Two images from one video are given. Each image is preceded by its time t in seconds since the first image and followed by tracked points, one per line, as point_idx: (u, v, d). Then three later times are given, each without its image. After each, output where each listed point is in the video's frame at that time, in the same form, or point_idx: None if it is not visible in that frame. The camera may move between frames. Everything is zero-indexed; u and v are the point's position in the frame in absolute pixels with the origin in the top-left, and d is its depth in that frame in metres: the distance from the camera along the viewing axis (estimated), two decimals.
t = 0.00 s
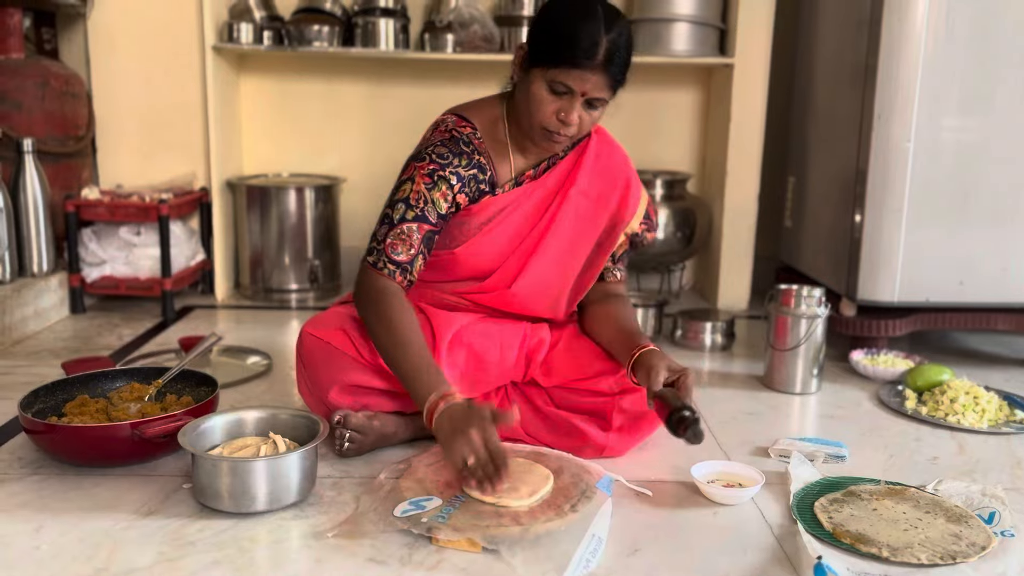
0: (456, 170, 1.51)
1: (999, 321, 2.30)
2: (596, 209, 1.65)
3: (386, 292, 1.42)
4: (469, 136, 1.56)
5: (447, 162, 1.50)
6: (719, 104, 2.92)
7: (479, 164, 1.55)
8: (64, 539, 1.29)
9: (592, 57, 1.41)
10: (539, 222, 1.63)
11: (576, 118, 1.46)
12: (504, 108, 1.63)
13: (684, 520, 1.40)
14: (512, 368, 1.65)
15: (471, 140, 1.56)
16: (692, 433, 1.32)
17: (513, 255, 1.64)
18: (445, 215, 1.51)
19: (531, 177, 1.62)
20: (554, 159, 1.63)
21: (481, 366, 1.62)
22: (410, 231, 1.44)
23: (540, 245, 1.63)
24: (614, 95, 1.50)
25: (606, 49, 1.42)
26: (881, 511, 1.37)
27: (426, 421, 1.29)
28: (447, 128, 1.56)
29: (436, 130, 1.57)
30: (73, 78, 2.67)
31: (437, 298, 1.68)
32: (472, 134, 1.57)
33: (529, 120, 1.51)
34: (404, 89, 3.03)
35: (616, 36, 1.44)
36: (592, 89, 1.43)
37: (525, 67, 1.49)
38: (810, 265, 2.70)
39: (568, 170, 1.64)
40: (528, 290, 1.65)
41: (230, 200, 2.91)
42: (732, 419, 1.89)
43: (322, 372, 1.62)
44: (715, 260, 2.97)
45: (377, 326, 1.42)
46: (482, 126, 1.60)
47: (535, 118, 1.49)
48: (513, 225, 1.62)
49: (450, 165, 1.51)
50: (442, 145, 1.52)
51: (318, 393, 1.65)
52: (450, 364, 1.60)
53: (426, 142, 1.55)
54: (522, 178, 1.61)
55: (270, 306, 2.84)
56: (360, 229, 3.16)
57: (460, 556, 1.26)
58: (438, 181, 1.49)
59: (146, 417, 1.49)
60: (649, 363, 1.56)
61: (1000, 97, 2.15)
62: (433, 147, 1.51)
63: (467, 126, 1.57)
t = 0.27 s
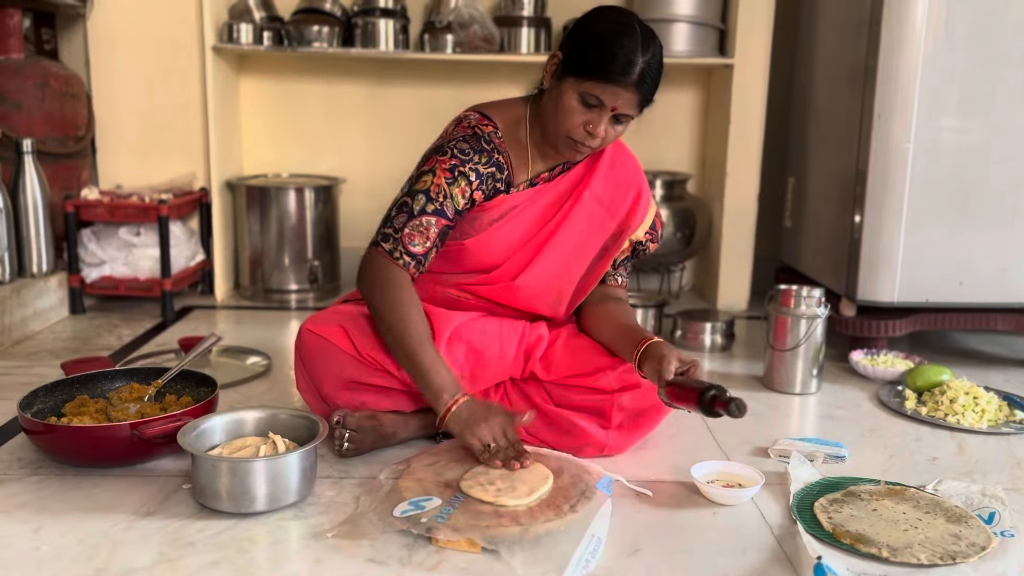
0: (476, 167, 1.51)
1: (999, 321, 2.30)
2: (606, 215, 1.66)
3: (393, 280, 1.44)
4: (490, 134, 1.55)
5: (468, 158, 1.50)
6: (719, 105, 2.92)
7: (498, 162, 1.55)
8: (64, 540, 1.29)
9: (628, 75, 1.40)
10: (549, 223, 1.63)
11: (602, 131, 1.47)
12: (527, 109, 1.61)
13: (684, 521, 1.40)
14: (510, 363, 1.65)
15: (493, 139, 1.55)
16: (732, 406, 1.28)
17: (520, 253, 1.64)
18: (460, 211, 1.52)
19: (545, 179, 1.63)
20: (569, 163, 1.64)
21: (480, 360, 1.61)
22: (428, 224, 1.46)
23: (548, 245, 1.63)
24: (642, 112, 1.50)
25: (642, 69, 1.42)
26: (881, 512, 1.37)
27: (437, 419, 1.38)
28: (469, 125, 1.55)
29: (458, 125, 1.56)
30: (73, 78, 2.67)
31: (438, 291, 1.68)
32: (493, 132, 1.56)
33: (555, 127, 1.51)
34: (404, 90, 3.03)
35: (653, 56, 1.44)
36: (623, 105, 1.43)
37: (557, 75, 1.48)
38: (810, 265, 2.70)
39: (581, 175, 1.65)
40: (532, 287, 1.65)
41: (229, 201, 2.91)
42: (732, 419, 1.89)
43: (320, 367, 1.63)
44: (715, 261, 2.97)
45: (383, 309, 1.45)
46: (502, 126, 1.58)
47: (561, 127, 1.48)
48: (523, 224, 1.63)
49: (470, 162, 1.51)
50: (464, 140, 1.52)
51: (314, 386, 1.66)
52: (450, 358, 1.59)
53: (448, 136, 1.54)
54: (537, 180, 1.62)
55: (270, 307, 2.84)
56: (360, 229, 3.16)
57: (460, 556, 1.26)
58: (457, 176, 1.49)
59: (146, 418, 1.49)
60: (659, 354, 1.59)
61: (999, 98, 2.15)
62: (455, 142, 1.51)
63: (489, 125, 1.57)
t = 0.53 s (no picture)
0: (479, 179, 1.49)
1: (998, 321, 2.30)
2: (607, 218, 1.65)
3: (407, 296, 1.40)
4: (492, 144, 1.54)
5: (470, 170, 1.48)
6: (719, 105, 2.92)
7: (501, 173, 1.54)
8: (63, 540, 1.29)
9: (624, 77, 1.40)
10: (551, 229, 1.63)
11: (599, 134, 1.46)
12: (524, 116, 1.61)
13: (682, 521, 1.40)
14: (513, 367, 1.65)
15: (494, 149, 1.54)
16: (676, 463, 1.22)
17: (523, 259, 1.64)
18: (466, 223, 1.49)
19: (546, 185, 1.62)
20: (569, 167, 1.64)
21: (482, 366, 1.62)
22: (433, 237, 1.42)
23: (551, 250, 1.63)
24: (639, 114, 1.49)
25: (638, 70, 1.41)
26: (880, 512, 1.37)
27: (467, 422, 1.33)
28: (470, 135, 1.53)
29: (458, 136, 1.54)
30: (72, 78, 2.67)
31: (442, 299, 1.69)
32: (494, 142, 1.55)
33: (551, 131, 1.50)
34: (403, 90, 3.03)
35: (649, 56, 1.44)
36: (620, 108, 1.43)
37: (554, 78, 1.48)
38: (809, 266, 2.70)
39: (581, 180, 1.64)
40: (535, 294, 1.66)
41: (229, 201, 2.91)
42: (731, 419, 1.89)
43: (320, 369, 1.62)
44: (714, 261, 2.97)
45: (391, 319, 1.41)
46: (502, 134, 1.57)
47: (557, 130, 1.48)
48: (526, 231, 1.62)
49: (474, 174, 1.48)
50: (465, 152, 1.50)
51: (314, 387, 1.65)
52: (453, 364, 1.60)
53: (448, 148, 1.52)
54: (538, 186, 1.61)
55: (269, 307, 2.84)
56: (359, 229, 3.16)
57: (459, 556, 1.26)
58: (461, 189, 1.46)
59: (145, 418, 1.49)
60: (648, 371, 1.54)
61: (998, 98, 2.15)
62: (457, 154, 1.48)
63: (489, 135, 1.55)
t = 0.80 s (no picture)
0: (464, 180, 1.51)
1: (1000, 322, 2.30)
2: (602, 217, 1.64)
3: (386, 297, 1.43)
4: (478, 145, 1.55)
5: (455, 172, 1.49)
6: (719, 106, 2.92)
7: (488, 174, 1.55)
8: (64, 541, 1.29)
9: (607, 76, 1.39)
10: (546, 230, 1.63)
11: (584, 133, 1.46)
12: (513, 116, 1.62)
13: (684, 522, 1.39)
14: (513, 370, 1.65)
15: (480, 150, 1.55)
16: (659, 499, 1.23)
17: (519, 261, 1.64)
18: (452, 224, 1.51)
19: (539, 186, 1.62)
20: (561, 167, 1.63)
21: (481, 368, 1.62)
22: (413, 240, 1.44)
23: (546, 252, 1.63)
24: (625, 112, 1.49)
25: (621, 68, 1.41)
26: (882, 513, 1.37)
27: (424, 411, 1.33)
28: (455, 137, 1.55)
29: (444, 138, 1.56)
30: (73, 79, 2.67)
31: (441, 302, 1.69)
32: (481, 143, 1.56)
33: (536, 129, 1.51)
34: (403, 90, 3.03)
35: (633, 54, 1.43)
36: (604, 106, 1.42)
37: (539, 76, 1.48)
38: (810, 267, 2.69)
39: (575, 179, 1.64)
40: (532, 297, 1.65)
41: (229, 201, 2.91)
42: (732, 420, 1.89)
43: (321, 371, 1.62)
44: (715, 261, 2.97)
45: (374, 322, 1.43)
46: (491, 135, 1.59)
47: (542, 128, 1.48)
48: (520, 233, 1.62)
49: (458, 175, 1.50)
50: (450, 154, 1.52)
51: (316, 389, 1.65)
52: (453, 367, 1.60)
53: (435, 150, 1.54)
54: (530, 187, 1.61)
55: (270, 308, 2.84)
56: (360, 229, 3.16)
57: (460, 557, 1.26)
58: (444, 191, 1.48)
59: (146, 419, 1.49)
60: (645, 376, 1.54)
61: (999, 99, 2.15)
62: (441, 157, 1.50)
63: (476, 135, 1.57)
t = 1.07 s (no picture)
0: (462, 170, 1.50)
1: (1001, 322, 2.29)
2: (600, 214, 1.65)
3: (384, 283, 1.40)
4: (476, 136, 1.55)
5: (453, 161, 1.49)
6: (720, 106, 2.92)
7: (485, 165, 1.55)
8: (66, 541, 1.29)
9: (606, 69, 1.39)
10: (544, 226, 1.63)
11: (584, 127, 1.47)
12: (511, 110, 1.62)
13: (685, 522, 1.39)
14: (513, 368, 1.65)
15: (478, 141, 1.55)
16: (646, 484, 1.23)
17: (517, 257, 1.64)
18: (451, 214, 1.50)
19: (536, 180, 1.62)
20: (560, 163, 1.64)
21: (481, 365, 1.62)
22: (415, 227, 1.43)
23: (544, 248, 1.63)
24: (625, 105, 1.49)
25: (620, 62, 1.40)
26: (883, 513, 1.36)
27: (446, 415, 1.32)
28: (454, 129, 1.56)
29: (443, 129, 1.56)
30: (74, 80, 2.66)
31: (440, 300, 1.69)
32: (478, 135, 1.56)
33: (535, 122, 1.51)
34: (404, 91, 3.03)
35: (632, 47, 1.42)
36: (603, 100, 1.43)
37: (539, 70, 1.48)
38: (812, 267, 2.69)
39: (574, 174, 1.64)
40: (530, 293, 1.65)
41: (230, 202, 2.91)
42: (733, 421, 1.89)
43: (322, 370, 1.62)
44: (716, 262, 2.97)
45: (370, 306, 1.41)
46: (490, 127, 1.59)
47: (542, 122, 1.48)
48: (518, 228, 1.62)
49: (456, 165, 1.50)
50: (449, 144, 1.52)
51: (317, 389, 1.66)
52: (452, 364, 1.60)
53: (434, 140, 1.54)
54: (527, 181, 1.61)
55: (271, 309, 2.84)
56: (361, 230, 3.16)
57: (462, 558, 1.26)
58: (444, 179, 1.48)
59: (147, 420, 1.49)
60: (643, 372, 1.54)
61: (1000, 99, 2.15)
62: (440, 146, 1.50)
63: (475, 127, 1.57)
